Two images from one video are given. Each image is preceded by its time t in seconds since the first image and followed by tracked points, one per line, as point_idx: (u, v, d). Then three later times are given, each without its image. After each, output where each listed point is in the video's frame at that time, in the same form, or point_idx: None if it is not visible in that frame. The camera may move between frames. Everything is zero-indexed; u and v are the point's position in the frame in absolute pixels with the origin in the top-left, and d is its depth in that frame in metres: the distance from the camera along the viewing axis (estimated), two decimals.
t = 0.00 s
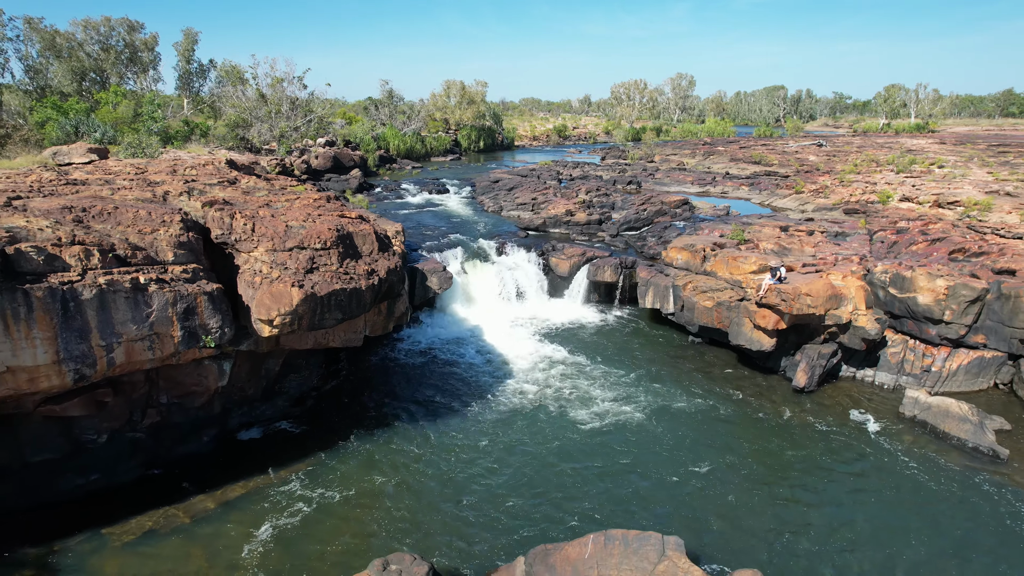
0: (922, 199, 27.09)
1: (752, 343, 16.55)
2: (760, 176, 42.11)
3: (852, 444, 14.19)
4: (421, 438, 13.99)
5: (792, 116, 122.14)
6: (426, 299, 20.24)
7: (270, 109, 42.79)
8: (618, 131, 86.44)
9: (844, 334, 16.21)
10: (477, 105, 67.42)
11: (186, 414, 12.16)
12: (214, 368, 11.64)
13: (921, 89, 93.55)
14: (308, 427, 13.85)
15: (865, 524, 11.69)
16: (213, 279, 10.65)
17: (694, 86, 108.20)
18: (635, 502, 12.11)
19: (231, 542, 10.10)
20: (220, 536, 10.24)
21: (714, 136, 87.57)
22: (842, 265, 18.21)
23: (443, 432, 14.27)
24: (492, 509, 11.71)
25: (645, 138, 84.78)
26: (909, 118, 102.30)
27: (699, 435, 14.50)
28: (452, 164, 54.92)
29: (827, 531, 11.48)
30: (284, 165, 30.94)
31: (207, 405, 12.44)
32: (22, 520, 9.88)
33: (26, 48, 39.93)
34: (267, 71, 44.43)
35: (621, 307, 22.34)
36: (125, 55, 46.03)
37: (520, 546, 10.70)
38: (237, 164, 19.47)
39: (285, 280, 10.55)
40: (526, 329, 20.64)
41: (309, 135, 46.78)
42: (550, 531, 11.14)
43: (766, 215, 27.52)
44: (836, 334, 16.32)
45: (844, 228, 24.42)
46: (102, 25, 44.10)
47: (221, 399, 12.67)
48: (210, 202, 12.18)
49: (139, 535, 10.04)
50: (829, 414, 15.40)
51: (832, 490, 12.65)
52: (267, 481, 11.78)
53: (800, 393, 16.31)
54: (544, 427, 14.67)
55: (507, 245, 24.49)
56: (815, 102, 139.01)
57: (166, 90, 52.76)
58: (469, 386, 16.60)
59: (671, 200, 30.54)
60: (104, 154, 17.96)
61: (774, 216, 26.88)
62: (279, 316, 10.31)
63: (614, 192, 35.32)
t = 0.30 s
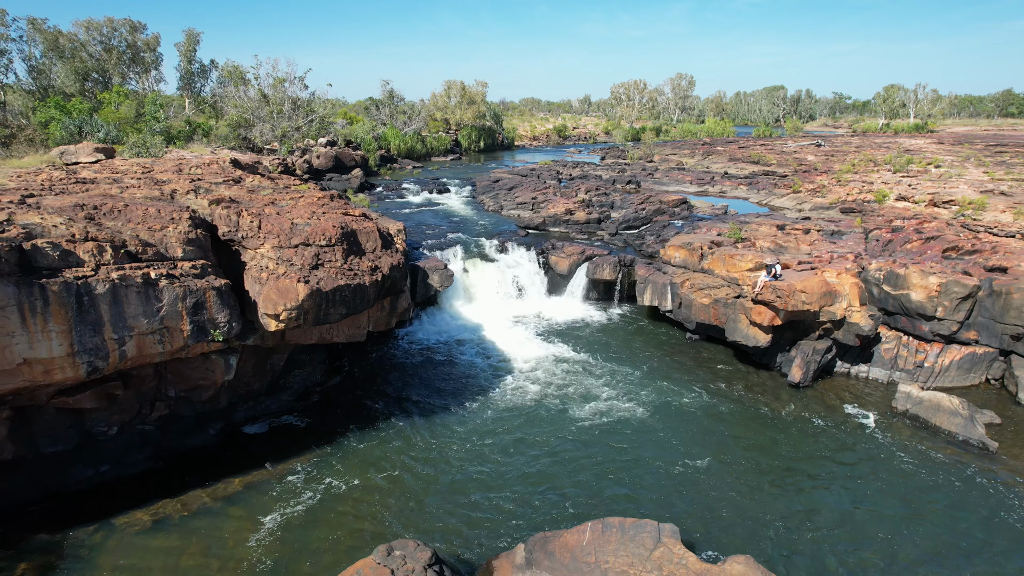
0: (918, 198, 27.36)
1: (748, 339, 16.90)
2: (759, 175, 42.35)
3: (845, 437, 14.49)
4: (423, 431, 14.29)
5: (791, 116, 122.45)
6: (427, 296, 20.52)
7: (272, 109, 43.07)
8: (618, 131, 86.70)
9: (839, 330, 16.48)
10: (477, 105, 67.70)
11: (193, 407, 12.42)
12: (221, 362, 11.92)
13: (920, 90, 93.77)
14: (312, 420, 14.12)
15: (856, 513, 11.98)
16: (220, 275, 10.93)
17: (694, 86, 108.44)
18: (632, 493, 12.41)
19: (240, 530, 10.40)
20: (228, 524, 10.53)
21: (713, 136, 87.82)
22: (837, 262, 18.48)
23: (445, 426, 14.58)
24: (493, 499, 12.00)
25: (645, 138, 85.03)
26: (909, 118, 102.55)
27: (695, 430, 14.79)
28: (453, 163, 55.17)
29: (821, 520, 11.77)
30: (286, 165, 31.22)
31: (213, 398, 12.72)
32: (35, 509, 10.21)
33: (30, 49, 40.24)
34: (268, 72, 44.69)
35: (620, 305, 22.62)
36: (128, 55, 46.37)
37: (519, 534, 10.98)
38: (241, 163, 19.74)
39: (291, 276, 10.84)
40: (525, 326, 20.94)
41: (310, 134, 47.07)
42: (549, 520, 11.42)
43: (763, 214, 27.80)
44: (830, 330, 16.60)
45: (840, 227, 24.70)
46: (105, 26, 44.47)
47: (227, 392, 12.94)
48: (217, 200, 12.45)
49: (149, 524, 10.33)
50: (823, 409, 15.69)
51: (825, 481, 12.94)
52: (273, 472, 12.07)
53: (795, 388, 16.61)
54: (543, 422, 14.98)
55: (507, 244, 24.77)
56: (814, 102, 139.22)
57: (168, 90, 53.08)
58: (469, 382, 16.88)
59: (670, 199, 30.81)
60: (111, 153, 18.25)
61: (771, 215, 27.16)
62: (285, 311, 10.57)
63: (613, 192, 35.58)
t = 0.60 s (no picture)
0: (914, 198, 27.65)
1: (744, 335, 17.09)
2: (757, 175, 42.64)
3: (839, 431, 14.79)
4: (426, 425, 14.59)
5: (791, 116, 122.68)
6: (429, 294, 20.78)
7: (274, 109, 43.36)
8: (618, 131, 86.97)
9: (833, 327, 16.74)
10: (478, 105, 68.01)
11: (200, 401, 12.70)
12: (227, 357, 12.19)
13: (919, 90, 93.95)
14: (316, 414, 14.41)
15: (850, 504, 12.25)
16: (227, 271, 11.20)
17: (694, 86, 108.69)
18: (630, 484, 12.69)
19: (248, 519, 10.69)
20: (236, 514, 10.80)
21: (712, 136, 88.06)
22: (832, 260, 18.78)
23: (448, 420, 14.87)
24: (494, 490, 12.29)
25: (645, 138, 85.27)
26: (908, 118, 102.78)
27: (692, 424, 15.08)
28: (453, 163, 55.42)
29: (814, 510, 12.07)
30: (288, 164, 31.51)
31: (220, 392, 13.01)
32: (48, 498, 10.52)
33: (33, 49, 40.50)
34: (270, 72, 44.96)
35: (619, 303, 22.90)
36: (130, 56, 46.65)
37: (520, 523, 11.27)
38: (245, 162, 20.03)
39: (297, 272, 11.12)
40: (525, 323, 21.23)
41: (311, 134, 47.35)
42: (549, 510, 11.72)
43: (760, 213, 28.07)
44: (825, 327, 16.86)
45: (837, 225, 24.99)
46: (107, 26, 44.78)
47: (234, 386, 13.21)
48: (223, 198, 12.71)
49: (159, 513, 10.61)
50: (818, 404, 15.98)
51: (818, 473, 13.22)
52: (280, 463, 12.37)
53: (791, 384, 16.89)
54: (543, 416, 15.28)
55: (508, 242, 25.04)
56: (813, 102, 139.46)
57: (169, 90, 53.35)
58: (471, 377, 17.18)
59: (669, 199, 31.10)
60: (117, 153, 18.53)
61: (768, 214, 27.45)
62: (291, 306, 10.85)
63: (613, 191, 35.88)
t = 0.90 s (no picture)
0: (910, 197, 27.93)
1: (741, 332, 17.42)
2: (756, 174, 42.92)
3: (834, 424, 15.09)
4: (428, 419, 14.89)
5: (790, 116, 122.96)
6: (430, 291, 21.06)
7: (276, 109, 43.63)
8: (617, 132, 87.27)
9: (828, 323, 17.03)
10: (478, 105, 68.33)
11: (207, 395, 12.98)
12: (234, 352, 12.46)
13: (918, 91, 94.25)
14: (320, 409, 14.71)
15: (842, 495, 12.56)
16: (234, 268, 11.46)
17: (693, 87, 108.98)
18: (629, 476, 12.98)
19: (256, 508, 10.98)
20: (243, 504, 11.07)
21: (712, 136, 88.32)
22: (828, 257, 19.05)
23: (449, 414, 15.17)
24: (496, 481, 12.57)
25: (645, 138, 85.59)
26: (907, 118, 103.05)
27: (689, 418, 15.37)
28: (454, 163, 55.73)
29: (807, 500, 12.37)
30: (291, 164, 31.79)
31: (226, 387, 13.28)
32: (61, 488, 10.80)
33: (37, 50, 40.77)
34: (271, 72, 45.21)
35: (618, 301, 23.19)
36: (132, 56, 46.94)
37: (520, 513, 11.55)
38: (249, 162, 20.29)
39: (302, 268, 11.40)
40: (526, 321, 21.53)
41: (313, 134, 47.63)
42: (549, 501, 12.00)
43: (758, 212, 28.38)
44: (820, 323, 17.14)
45: (834, 224, 25.28)
46: (110, 27, 45.06)
47: (239, 381, 13.48)
48: (229, 196, 12.98)
49: (170, 503, 10.89)
50: (813, 398, 16.26)
51: (812, 465, 13.53)
52: (286, 455, 12.66)
53: (787, 379, 17.18)
54: (543, 411, 15.59)
55: (508, 241, 25.33)
56: (813, 102, 139.75)
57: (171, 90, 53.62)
58: (472, 373, 17.48)
59: (667, 198, 31.40)
60: (123, 152, 18.79)
61: (766, 213, 27.75)
62: (297, 302, 11.12)
63: (612, 191, 36.17)
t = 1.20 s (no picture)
0: (906, 196, 28.19)
1: (737, 328, 17.72)
2: (754, 174, 43.19)
3: (827, 419, 15.39)
4: (430, 413, 15.20)
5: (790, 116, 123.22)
6: (431, 289, 21.35)
7: (277, 109, 43.91)
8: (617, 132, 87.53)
9: (823, 319, 17.31)
10: (478, 105, 68.63)
11: (213, 389, 13.25)
12: (240, 347, 12.74)
13: (918, 90, 94.43)
14: (324, 403, 15.01)
15: (834, 486, 12.87)
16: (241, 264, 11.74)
17: (693, 87, 109.27)
18: (626, 469, 13.28)
19: (262, 498, 11.28)
20: (251, 494, 11.37)
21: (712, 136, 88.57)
22: (823, 255, 19.33)
23: (451, 409, 15.47)
24: (496, 474, 12.86)
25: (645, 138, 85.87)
26: (906, 118, 103.27)
27: (685, 413, 15.68)
28: (454, 163, 56.00)
29: (800, 491, 12.70)
30: (293, 163, 32.08)
31: (232, 381, 13.56)
32: (73, 480, 11.10)
33: (41, 50, 41.04)
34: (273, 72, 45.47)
35: (617, 298, 23.49)
36: (134, 56, 47.24)
37: (519, 504, 11.84)
38: (253, 161, 20.56)
39: (307, 264, 11.68)
40: (525, 318, 21.83)
41: (314, 134, 47.92)
42: (547, 492, 12.28)
43: (756, 210, 28.68)
44: (815, 320, 17.43)
45: (830, 223, 25.56)
46: (112, 28, 45.33)
47: (245, 375, 13.75)
48: (236, 194, 13.26)
49: (179, 492, 11.19)
50: (808, 394, 16.55)
51: (806, 458, 13.84)
52: (291, 448, 12.96)
53: (782, 375, 17.48)
54: (542, 406, 15.88)
55: (508, 240, 25.61)
56: (813, 102, 140.02)
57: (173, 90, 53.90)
58: (472, 369, 17.79)
59: (666, 197, 31.69)
60: (129, 151, 19.07)
61: (764, 212, 28.02)
62: (302, 297, 11.40)
63: (612, 190, 36.45)
